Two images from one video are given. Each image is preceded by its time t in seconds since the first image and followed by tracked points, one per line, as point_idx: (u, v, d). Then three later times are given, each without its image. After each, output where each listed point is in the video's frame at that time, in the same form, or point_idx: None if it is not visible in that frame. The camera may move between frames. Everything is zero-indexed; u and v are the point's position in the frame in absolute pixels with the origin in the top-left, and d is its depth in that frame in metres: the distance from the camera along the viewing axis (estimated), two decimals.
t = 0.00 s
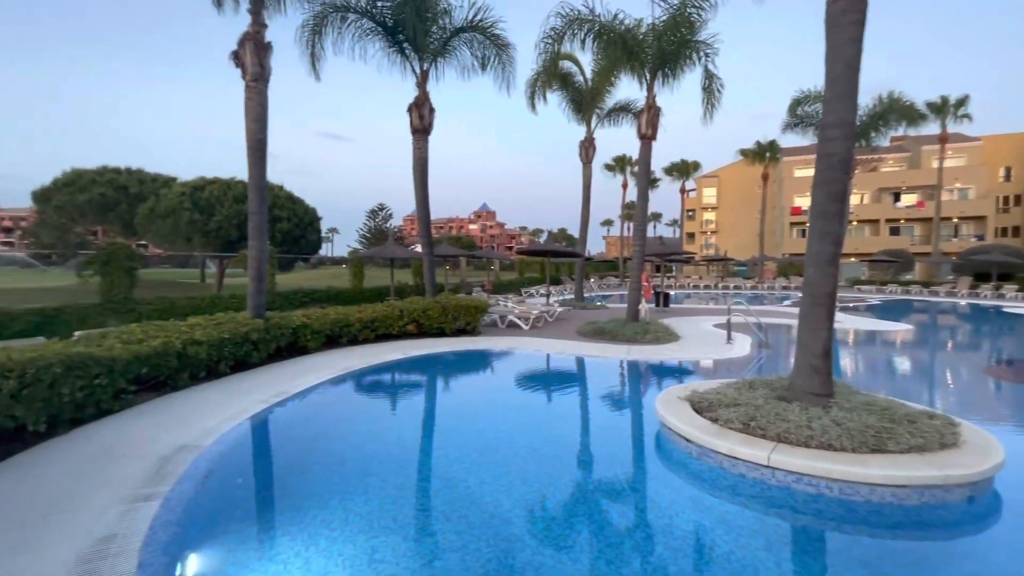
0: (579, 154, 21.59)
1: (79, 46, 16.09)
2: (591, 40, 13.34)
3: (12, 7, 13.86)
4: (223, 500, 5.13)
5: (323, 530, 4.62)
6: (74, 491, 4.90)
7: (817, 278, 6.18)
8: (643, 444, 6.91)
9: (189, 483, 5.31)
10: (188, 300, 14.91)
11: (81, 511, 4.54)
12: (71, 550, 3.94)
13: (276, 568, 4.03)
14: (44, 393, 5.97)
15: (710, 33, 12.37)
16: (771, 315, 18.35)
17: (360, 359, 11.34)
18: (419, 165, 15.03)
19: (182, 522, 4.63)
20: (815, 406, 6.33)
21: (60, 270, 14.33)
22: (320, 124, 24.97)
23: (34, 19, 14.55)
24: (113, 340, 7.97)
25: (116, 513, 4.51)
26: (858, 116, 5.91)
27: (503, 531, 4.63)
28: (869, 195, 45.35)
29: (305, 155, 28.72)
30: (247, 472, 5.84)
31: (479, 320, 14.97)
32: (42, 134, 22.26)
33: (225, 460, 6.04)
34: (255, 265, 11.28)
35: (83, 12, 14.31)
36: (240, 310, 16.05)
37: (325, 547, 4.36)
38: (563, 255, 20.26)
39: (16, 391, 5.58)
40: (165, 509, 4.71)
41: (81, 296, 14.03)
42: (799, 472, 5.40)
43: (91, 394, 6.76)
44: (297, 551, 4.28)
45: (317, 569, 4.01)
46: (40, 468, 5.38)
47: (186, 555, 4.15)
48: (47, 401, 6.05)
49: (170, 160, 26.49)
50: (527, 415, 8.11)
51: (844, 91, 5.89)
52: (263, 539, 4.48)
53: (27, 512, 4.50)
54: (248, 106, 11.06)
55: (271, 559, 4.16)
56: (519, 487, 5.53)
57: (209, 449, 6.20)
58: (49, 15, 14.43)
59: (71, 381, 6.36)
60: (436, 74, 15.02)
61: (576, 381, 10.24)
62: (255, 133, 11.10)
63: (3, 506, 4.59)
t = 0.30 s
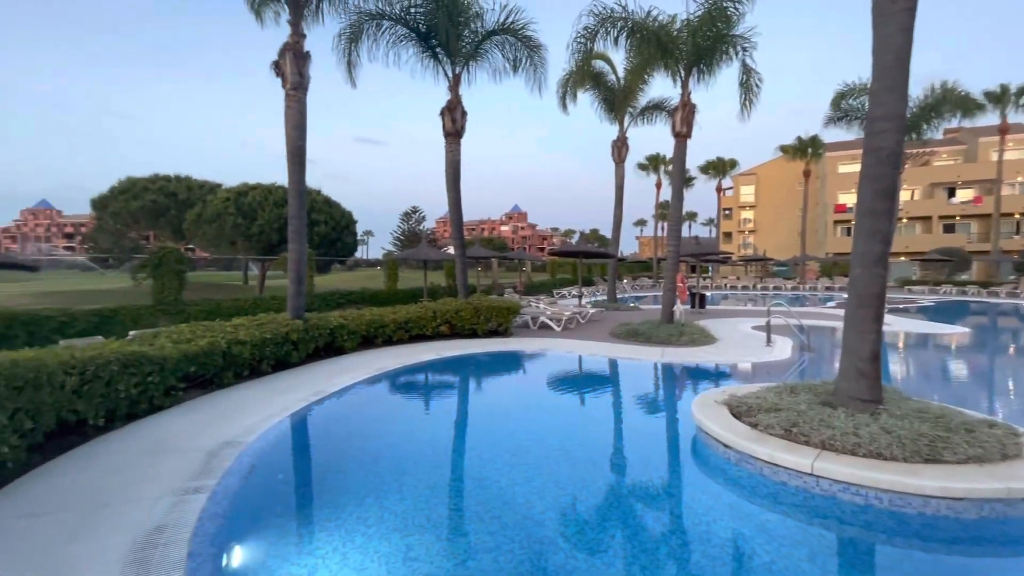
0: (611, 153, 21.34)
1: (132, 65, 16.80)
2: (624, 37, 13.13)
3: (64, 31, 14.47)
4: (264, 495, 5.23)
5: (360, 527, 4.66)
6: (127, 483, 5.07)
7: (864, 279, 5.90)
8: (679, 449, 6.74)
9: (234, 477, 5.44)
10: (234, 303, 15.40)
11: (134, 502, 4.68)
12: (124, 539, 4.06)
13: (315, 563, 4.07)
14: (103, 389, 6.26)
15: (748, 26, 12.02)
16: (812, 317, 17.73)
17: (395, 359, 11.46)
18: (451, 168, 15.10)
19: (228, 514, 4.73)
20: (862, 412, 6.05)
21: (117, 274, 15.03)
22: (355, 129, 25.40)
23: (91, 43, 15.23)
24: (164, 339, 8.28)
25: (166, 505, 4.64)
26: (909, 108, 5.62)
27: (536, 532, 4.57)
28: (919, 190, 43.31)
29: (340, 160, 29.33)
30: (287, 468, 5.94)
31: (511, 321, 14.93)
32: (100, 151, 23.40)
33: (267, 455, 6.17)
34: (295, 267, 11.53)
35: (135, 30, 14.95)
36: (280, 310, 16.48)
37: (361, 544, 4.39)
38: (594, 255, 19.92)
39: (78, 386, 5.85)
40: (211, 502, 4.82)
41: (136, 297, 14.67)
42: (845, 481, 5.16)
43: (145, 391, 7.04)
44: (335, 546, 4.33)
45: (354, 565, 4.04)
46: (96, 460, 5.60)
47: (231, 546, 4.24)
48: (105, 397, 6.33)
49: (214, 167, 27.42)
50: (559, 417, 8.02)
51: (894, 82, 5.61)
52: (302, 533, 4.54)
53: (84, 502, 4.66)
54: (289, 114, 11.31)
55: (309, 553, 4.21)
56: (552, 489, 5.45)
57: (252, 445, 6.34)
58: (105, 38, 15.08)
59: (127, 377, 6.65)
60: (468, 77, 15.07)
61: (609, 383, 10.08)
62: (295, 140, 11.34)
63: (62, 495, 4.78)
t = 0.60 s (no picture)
0: (644, 152, 21.02)
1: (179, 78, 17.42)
2: (658, 33, 12.85)
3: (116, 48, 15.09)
4: (303, 489, 5.30)
5: (395, 523, 4.68)
6: (175, 475, 5.20)
7: (915, 278, 5.60)
8: (717, 453, 6.53)
9: (275, 472, 5.53)
10: (275, 303, 15.80)
11: (181, 494, 4.80)
12: (174, 528, 4.17)
13: (352, 558, 4.09)
14: (154, 385, 6.48)
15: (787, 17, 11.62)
16: (857, 318, 17.04)
17: (428, 359, 11.54)
18: (483, 170, 15.13)
19: (269, 508, 4.79)
20: (913, 419, 5.74)
21: (166, 275, 15.61)
22: (389, 132, 25.73)
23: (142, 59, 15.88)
24: (209, 338, 8.54)
25: (212, 497, 4.74)
26: (965, 97, 5.29)
27: (569, 534, 4.49)
28: (977, 184, 41.42)
29: (375, 163, 29.78)
30: (326, 464, 6.03)
31: (543, 322, 14.84)
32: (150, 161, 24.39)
33: (306, 451, 6.26)
34: (331, 269, 11.74)
35: (181, 42, 15.50)
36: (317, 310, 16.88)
37: (397, 540, 4.39)
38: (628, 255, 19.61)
39: (131, 382, 6.08)
40: (254, 495, 4.90)
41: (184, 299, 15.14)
42: (895, 491, 4.89)
43: (193, 387, 7.26)
44: (371, 542, 4.35)
45: (389, 561, 4.05)
46: (145, 453, 5.79)
47: (273, 538, 4.30)
48: (157, 392, 6.55)
49: (255, 172, 28.21)
50: (593, 418, 7.91)
51: (948, 71, 5.30)
52: (339, 529, 4.58)
53: (136, 492, 4.81)
54: (325, 120, 11.52)
55: (346, 549, 4.25)
56: (586, 491, 5.36)
57: (293, 440, 6.45)
58: (154, 52, 15.70)
59: (176, 374, 6.87)
60: (499, 79, 15.06)
61: (643, 385, 9.90)
62: (332, 145, 11.53)
63: (113, 485, 4.95)
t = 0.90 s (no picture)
0: (674, 150, 20.67)
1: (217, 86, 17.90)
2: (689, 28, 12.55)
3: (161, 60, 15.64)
4: (335, 485, 5.35)
5: (423, 521, 4.67)
6: (213, 470, 5.30)
7: (965, 278, 5.31)
8: (751, 457, 6.34)
9: (309, 468, 5.59)
10: (307, 304, 16.10)
11: (219, 488, 4.88)
12: (212, 520, 4.24)
13: (381, 555, 4.09)
14: (195, 382, 6.65)
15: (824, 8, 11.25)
16: (901, 320, 16.35)
17: (456, 359, 11.55)
18: (510, 170, 15.10)
19: (303, 503, 4.84)
20: (961, 425, 5.44)
21: (207, 276, 16.10)
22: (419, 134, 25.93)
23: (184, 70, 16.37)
24: (246, 337, 8.73)
25: (249, 491, 4.81)
26: (1018, 86, 4.99)
27: (596, 537, 4.40)
28: None
29: (405, 164, 30.09)
30: (357, 461, 6.08)
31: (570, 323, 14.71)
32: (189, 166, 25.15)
33: (338, 449, 6.32)
34: (362, 269, 11.88)
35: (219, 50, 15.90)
36: (348, 310, 17.18)
37: (425, 538, 4.38)
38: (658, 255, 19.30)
39: (174, 379, 6.25)
40: (288, 490, 4.95)
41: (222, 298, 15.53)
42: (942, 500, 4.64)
43: (231, 384, 7.42)
44: (400, 539, 4.35)
45: (417, 558, 4.04)
46: (185, 447, 5.94)
47: (306, 533, 4.34)
48: (197, 389, 6.73)
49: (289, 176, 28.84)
50: (622, 420, 7.78)
51: (999, 60, 5.02)
52: (369, 525, 4.60)
53: (176, 485, 4.93)
54: (356, 124, 11.65)
55: (376, 545, 4.26)
56: (615, 494, 5.25)
57: (327, 438, 6.53)
58: (193, 62, 16.16)
59: (215, 372, 7.04)
60: (527, 79, 15.01)
61: (673, 387, 9.70)
62: (363, 148, 11.65)
63: (155, 478, 5.08)
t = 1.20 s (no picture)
0: (705, 147, 20.25)
1: (253, 94, 18.33)
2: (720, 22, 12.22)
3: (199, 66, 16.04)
4: (364, 482, 5.36)
5: (450, 519, 4.64)
6: (248, 464, 5.38)
7: (1015, 278, 5.02)
8: (786, 463, 6.12)
9: (340, 464, 5.63)
10: (339, 304, 16.32)
11: (252, 482, 4.94)
12: (249, 513, 4.28)
13: (408, 552, 4.08)
14: (232, 379, 6.78)
15: None
16: (947, 321, 15.63)
17: (484, 359, 11.53)
18: (537, 170, 15.01)
19: (334, 498, 4.85)
20: (1012, 434, 5.14)
21: (243, 276, 16.48)
22: (447, 135, 26.07)
23: (221, 80, 16.80)
24: (280, 335, 8.90)
25: (282, 486, 4.85)
26: None
27: (625, 540, 4.30)
28: None
29: (434, 165, 30.28)
30: (386, 459, 6.10)
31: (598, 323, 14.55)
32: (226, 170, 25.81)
33: (368, 446, 6.35)
34: (391, 270, 11.98)
35: (255, 58, 16.27)
36: (378, 310, 17.35)
37: (453, 536, 4.35)
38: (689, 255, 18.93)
39: (213, 375, 6.39)
40: (320, 485, 4.97)
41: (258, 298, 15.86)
42: (992, 512, 4.37)
43: (266, 382, 7.55)
44: (428, 536, 4.33)
45: (445, 556, 4.01)
46: (222, 442, 6.05)
47: (338, 528, 4.35)
48: (235, 386, 6.86)
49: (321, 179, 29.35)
50: (651, 423, 7.62)
51: None
52: (396, 522, 4.59)
53: (213, 478, 5.01)
54: (385, 127, 11.74)
55: (405, 542, 4.24)
56: (643, 497, 5.13)
57: (358, 435, 6.56)
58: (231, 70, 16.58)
59: (251, 369, 7.17)
60: (554, 79, 14.90)
61: (704, 390, 9.47)
62: (392, 151, 11.74)
63: (193, 471, 5.18)
